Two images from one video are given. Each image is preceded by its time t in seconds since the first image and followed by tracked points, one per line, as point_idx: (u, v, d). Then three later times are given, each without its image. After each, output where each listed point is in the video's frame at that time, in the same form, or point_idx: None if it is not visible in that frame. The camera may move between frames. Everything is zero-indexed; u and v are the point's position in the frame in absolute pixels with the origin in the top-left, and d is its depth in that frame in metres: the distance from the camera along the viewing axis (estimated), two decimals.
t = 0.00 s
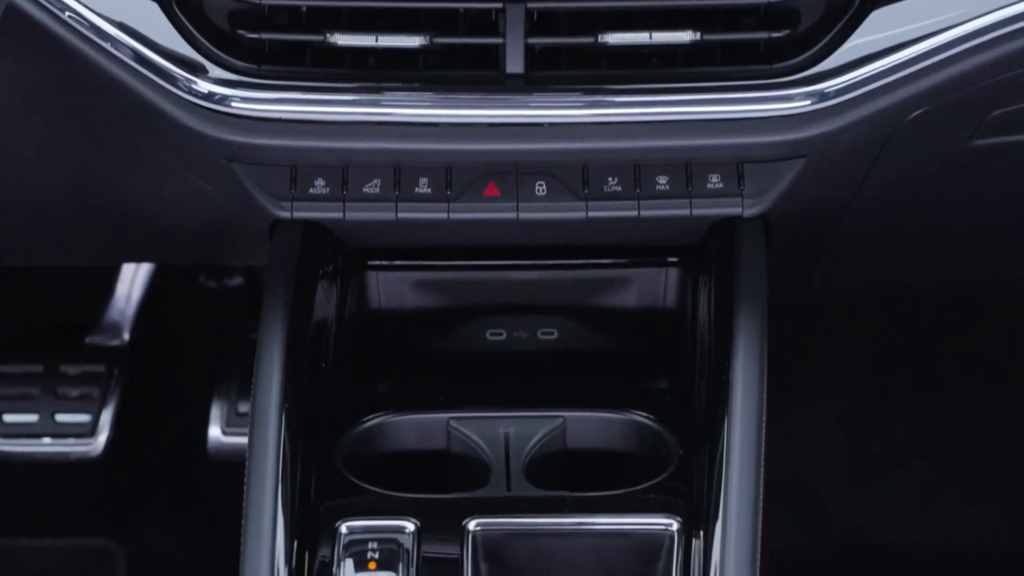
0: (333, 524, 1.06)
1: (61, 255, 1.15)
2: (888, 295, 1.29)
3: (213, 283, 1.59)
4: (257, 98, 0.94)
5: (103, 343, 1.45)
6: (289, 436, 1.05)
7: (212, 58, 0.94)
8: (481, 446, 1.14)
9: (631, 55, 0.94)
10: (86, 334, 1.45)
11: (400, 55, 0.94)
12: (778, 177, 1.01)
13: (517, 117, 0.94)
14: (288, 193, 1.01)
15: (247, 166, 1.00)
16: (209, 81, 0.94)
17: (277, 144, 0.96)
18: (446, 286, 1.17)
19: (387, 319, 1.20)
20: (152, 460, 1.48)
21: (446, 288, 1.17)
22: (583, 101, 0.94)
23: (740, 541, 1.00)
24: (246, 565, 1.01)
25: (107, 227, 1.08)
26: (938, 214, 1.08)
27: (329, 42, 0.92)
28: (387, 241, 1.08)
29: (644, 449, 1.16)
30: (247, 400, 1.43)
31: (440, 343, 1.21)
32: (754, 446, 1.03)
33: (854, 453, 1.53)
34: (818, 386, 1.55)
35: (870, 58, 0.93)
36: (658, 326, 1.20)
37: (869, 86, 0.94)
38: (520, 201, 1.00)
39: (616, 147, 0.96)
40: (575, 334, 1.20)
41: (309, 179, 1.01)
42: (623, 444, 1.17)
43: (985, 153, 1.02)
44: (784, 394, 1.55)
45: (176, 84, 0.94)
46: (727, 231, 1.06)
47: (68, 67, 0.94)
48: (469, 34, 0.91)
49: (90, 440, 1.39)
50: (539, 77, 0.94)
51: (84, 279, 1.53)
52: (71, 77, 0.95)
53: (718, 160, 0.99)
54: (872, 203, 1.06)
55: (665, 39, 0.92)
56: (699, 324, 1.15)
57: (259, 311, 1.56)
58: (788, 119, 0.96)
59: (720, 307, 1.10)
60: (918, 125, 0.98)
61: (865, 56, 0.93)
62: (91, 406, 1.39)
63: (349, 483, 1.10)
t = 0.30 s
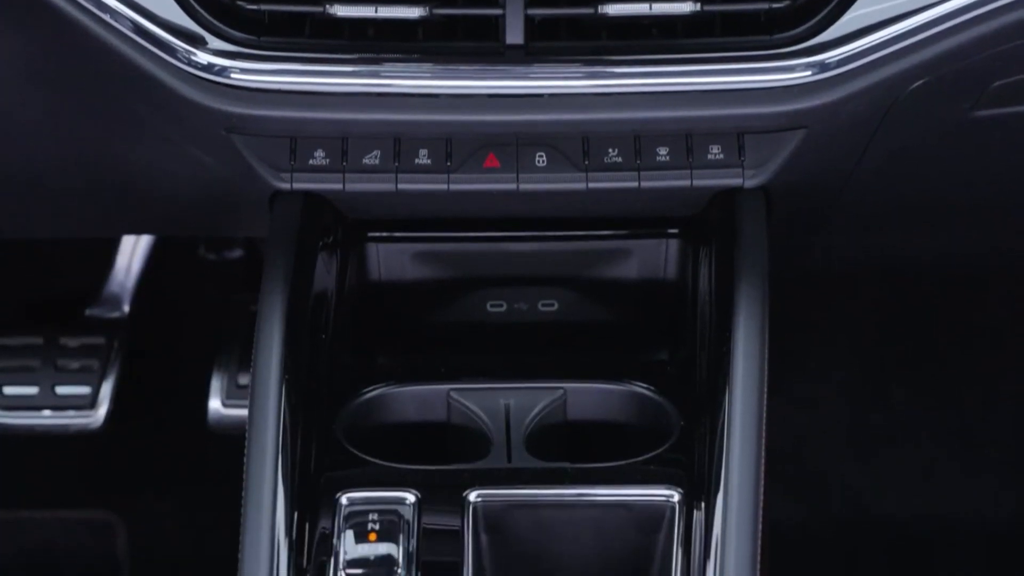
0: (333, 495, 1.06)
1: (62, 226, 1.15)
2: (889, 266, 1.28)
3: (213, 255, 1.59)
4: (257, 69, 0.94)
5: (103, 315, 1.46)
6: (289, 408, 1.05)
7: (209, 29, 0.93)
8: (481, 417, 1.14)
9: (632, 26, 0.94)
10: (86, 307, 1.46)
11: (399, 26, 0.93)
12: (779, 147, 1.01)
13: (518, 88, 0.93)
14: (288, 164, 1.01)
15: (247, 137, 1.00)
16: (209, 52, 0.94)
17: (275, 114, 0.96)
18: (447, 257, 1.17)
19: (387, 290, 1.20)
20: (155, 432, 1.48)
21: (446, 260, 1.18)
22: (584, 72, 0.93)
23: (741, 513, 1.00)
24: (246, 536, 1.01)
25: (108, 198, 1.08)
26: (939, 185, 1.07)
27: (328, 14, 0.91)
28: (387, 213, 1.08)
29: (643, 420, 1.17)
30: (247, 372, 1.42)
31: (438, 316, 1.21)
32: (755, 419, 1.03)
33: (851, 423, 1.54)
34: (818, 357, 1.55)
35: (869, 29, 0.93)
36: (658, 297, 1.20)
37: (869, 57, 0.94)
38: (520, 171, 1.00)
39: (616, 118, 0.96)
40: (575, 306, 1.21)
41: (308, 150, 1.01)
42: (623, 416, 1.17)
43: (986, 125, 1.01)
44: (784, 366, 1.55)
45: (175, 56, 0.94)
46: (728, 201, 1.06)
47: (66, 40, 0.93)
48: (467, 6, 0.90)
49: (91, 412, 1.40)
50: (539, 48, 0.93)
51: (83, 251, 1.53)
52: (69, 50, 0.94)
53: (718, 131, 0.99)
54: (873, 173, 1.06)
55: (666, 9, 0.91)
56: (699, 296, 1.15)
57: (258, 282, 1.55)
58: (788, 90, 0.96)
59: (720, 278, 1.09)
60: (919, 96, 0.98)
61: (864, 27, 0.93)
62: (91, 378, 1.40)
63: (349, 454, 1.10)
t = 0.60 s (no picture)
0: (333, 464, 1.07)
1: (61, 195, 1.14)
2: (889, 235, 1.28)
3: (213, 225, 1.58)
4: (257, 36, 0.94)
5: (103, 285, 1.49)
6: (289, 377, 1.05)
7: None
8: (482, 385, 1.14)
9: None
10: (85, 276, 1.49)
11: None
12: (780, 116, 1.01)
13: (518, 56, 0.93)
14: (288, 133, 1.01)
15: (246, 104, 0.99)
16: (208, 19, 0.94)
17: (275, 82, 0.96)
18: (448, 226, 1.17)
19: (388, 259, 1.20)
20: (156, 401, 1.49)
21: (446, 230, 1.18)
22: (584, 40, 0.93)
23: (741, 483, 1.01)
24: (246, 506, 1.01)
25: (106, 167, 1.08)
26: (940, 154, 1.07)
27: None
28: (387, 182, 1.07)
29: (643, 389, 1.17)
30: (247, 343, 1.44)
31: (440, 284, 1.21)
32: (755, 391, 1.03)
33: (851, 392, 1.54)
34: (818, 326, 1.55)
35: None
36: (658, 266, 1.20)
37: (869, 25, 0.94)
38: (521, 139, 1.00)
39: (615, 86, 0.95)
40: (575, 275, 1.21)
41: (308, 118, 1.01)
42: (623, 385, 1.17)
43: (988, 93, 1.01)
44: (784, 335, 1.55)
45: (174, 24, 0.93)
46: (729, 170, 1.07)
47: (64, 9, 0.93)
48: None
49: (92, 382, 1.44)
50: (538, 17, 0.94)
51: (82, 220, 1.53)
52: (67, 18, 0.93)
53: (719, 99, 0.99)
54: (873, 142, 1.05)
55: None
56: (699, 266, 1.16)
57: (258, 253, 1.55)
58: (789, 57, 0.95)
59: (720, 247, 1.09)
60: (920, 64, 0.97)
61: None
62: (91, 347, 1.43)
63: (350, 424, 1.10)
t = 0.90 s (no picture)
0: (333, 438, 1.07)
1: (60, 169, 1.14)
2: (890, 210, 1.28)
3: (213, 200, 1.59)
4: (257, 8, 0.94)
5: (104, 261, 1.48)
6: (289, 352, 1.05)
7: None
8: (482, 359, 1.14)
9: None
10: (85, 251, 1.48)
11: None
12: (783, 90, 1.01)
13: (520, 28, 0.93)
14: (287, 106, 1.01)
15: (245, 77, 0.99)
16: None
17: (275, 56, 0.95)
18: (448, 200, 1.17)
19: (387, 235, 1.20)
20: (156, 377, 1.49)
21: (447, 203, 1.17)
22: (584, 12, 0.93)
23: (741, 457, 1.01)
24: (247, 480, 1.01)
25: (105, 141, 1.08)
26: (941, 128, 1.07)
27: None
28: (387, 156, 1.07)
29: (644, 363, 1.17)
30: (246, 317, 1.44)
31: (440, 258, 1.21)
32: (755, 365, 1.03)
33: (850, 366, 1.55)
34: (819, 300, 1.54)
35: None
36: (658, 241, 1.20)
37: None
38: (521, 112, 0.99)
39: (615, 59, 0.95)
40: (576, 250, 1.20)
41: (309, 92, 1.01)
42: (623, 360, 1.18)
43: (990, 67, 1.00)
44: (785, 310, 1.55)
45: None
46: (729, 143, 1.06)
47: None
48: None
49: (93, 357, 1.44)
50: None
51: (82, 194, 1.52)
52: None
53: (720, 72, 0.99)
54: (875, 116, 1.05)
55: None
56: (699, 240, 1.16)
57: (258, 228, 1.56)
58: (790, 30, 0.95)
59: (720, 221, 1.09)
60: (923, 37, 0.97)
61: None
62: (91, 322, 1.43)
63: (350, 398, 1.10)
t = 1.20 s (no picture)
0: (333, 412, 1.07)
1: (58, 141, 1.14)
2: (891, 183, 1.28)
3: (213, 173, 1.57)
4: None
5: (104, 235, 1.49)
6: (289, 326, 1.05)
7: None
8: (482, 333, 1.14)
9: None
10: (85, 225, 1.49)
11: None
12: (784, 60, 1.00)
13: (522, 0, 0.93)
14: (287, 78, 1.01)
15: (243, 50, 0.99)
16: None
17: (274, 27, 0.95)
18: (448, 173, 1.17)
19: (386, 208, 1.20)
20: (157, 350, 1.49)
21: (447, 176, 1.17)
22: None
23: (741, 431, 1.01)
24: (247, 454, 1.01)
25: (104, 113, 1.07)
26: (942, 99, 1.07)
27: None
28: (386, 129, 1.07)
29: (643, 336, 1.17)
30: (246, 291, 1.46)
31: (440, 232, 1.21)
32: (755, 338, 1.03)
33: (850, 339, 1.55)
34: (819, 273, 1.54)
35: None
36: (659, 214, 1.20)
37: None
38: (522, 83, 0.99)
39: (616, 30, 0.94)
40: (576, 223, 1.21)
41: (308, 63, 1.00)
42: (623, 332, 1.18)
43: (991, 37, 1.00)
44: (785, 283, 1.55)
45: None
46: (730, 115, 1.06)
47: None
48: None
49: (93, 331, 1.44)
50: None
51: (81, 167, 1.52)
52: None
53: (722, 44, 0.98)
54: (876, 88, 1.05)
55: None
56: (699, 213, 1.16)
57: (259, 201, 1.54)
58: None
59: (721, 194, 1.09)
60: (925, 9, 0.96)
61: None
62: (91, 296, 1.43)
63: (350, 371, 1.11)
